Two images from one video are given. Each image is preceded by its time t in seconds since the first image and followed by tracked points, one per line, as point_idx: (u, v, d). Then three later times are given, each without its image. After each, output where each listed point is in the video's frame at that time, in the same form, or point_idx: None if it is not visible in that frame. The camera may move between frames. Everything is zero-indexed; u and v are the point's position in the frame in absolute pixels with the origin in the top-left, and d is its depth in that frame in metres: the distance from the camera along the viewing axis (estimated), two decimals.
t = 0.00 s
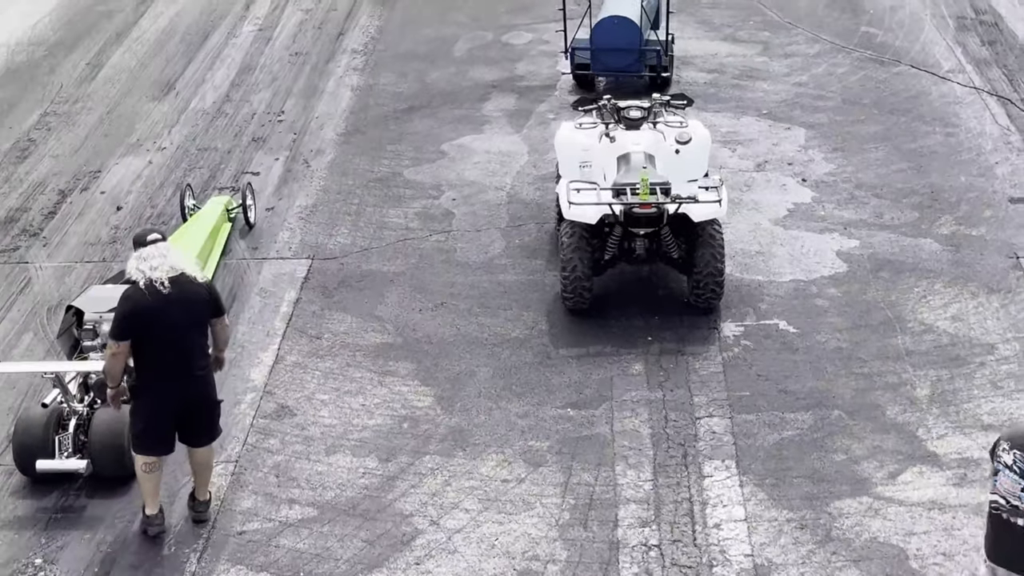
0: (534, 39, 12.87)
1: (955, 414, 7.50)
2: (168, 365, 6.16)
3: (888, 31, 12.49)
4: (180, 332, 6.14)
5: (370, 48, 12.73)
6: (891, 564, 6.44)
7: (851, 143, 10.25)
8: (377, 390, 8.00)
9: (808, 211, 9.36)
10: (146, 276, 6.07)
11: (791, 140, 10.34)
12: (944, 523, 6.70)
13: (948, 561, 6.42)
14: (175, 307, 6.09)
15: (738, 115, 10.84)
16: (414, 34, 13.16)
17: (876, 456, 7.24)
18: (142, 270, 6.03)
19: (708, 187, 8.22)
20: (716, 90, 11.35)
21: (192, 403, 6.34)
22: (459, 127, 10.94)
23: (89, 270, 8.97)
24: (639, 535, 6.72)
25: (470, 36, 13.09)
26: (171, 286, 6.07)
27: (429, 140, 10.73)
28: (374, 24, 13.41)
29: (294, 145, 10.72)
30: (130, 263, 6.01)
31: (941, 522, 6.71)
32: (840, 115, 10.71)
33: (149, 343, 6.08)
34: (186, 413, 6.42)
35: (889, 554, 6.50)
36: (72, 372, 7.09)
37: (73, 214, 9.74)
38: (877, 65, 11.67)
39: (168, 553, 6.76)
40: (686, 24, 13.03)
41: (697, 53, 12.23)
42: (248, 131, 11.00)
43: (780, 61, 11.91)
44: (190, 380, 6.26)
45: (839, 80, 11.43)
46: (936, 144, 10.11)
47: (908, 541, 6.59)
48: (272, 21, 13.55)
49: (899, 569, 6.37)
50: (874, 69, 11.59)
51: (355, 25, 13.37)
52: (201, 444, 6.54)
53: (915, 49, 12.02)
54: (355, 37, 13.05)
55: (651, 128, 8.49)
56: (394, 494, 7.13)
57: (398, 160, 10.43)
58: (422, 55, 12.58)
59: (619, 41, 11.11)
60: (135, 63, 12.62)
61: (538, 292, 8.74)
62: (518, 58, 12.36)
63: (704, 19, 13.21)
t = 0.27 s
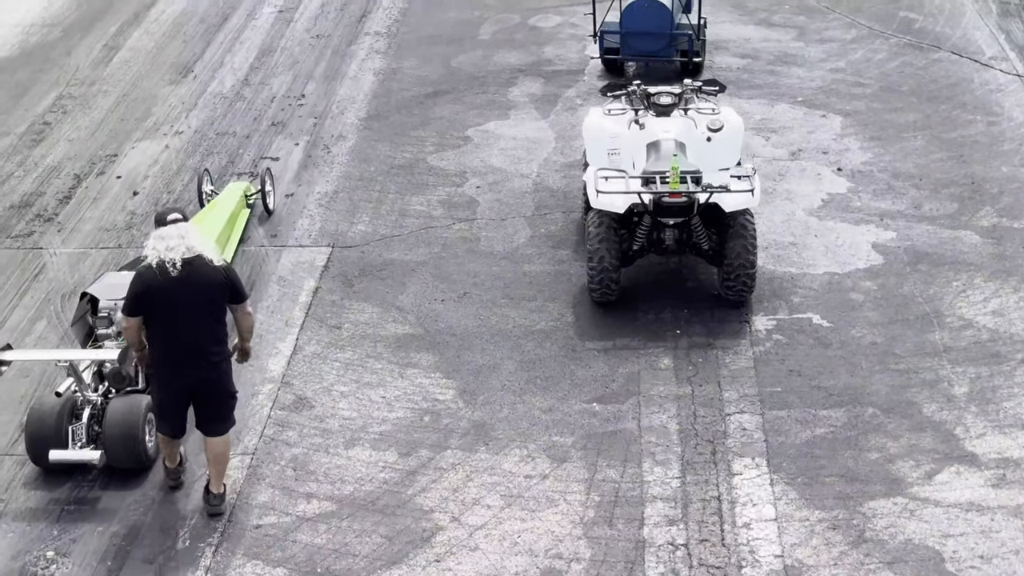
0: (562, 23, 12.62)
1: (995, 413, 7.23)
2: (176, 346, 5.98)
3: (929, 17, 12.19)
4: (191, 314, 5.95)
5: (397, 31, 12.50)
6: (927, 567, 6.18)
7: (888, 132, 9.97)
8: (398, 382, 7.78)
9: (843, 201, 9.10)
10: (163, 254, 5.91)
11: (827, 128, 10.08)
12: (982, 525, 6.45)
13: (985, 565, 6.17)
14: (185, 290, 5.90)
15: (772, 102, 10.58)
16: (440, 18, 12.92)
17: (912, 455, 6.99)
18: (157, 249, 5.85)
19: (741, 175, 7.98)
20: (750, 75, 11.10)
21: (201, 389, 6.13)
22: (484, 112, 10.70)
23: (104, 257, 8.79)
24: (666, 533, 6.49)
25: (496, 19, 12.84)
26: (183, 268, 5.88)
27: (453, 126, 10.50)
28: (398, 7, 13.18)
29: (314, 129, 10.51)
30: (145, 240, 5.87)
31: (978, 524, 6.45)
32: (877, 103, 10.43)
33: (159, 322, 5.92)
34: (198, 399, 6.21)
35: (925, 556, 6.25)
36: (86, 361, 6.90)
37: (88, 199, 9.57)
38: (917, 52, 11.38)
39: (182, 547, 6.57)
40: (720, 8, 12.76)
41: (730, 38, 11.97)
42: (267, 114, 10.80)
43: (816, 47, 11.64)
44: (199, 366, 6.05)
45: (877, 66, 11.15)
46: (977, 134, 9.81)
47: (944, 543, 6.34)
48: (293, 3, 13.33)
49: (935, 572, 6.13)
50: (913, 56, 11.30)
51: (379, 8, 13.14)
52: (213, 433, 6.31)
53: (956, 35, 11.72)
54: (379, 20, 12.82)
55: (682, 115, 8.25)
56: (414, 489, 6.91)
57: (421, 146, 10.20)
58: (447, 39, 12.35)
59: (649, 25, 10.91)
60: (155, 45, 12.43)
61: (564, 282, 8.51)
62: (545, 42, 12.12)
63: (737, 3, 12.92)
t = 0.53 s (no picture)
0: (586, 18, 12.60)
1: (1019, 414, 7.19)
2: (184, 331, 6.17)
3: (955, 14, 12.12)
4: (197, 301, 6.10)
5: (420, 25, 12.50)
6: (949, 568, 6.15)
7: (914, 129, 9.92)
8: (419, 376, 7.79)
9: (867, 199, 9.06)
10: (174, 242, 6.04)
11: (853, 126, 10.03)
12: (1005, 526, 6.40)
13: (1007, 566, 6.13)
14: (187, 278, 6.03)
15: (796, 99, 10.54)
16: (464, 12, 12.90)
17: (935, 454, 6.95)
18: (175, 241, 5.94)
19: (765, 172, 7.94)
20: (775, 72, 11.07)
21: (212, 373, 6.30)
22: (507, 107, 10.69)
23: (127, 249, 8.82)
24: (686, 531, 6.47)
25: (519, 14, 12.83)
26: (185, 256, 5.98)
27: (476, 121, 10.49)
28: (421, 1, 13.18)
29: (337, 123, 10.52)
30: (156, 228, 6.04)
31: (1001, 525, 6.41)
32: (903, 101, 10.38)
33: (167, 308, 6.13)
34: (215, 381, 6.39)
35: (946, 557, 6.21)
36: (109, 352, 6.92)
37: (111, 191, 9.60)
38: (943, 50, 11.31)
39: (201, 539, 6.59)
40: (744, 4, 12.72)
41: (754, 34, 11.93)
42: (290, 108, 10.81)
43: (842, 43, 11.59)
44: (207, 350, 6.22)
45: (904, 63, 11.10)
46: (1003, 132, 9.75)
47: (966, 544, 6.30)
48: None
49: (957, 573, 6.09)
50: (940, 53, 11.24)
51: (402, 2, 13.14)
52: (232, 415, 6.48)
53: (983, 33, 11.64)
54: (403, 14, 12.82)
55: (706, 111, 8.22)
56: (434, 484, 6.91)
57: (443, 141, 10.20)
58: (470, 33, 12.34)
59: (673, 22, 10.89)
60: (179, 38, 12.46)
61: (585, 278, 8.49)
62: (569, 37, 12.10)
63: None
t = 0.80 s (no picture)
0: (600, 17, 12.59)
1: None
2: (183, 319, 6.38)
3: (970, 15, 12.09)
4: (192, 289, 6.27)
5: (434, 24, 12.50)
6: (961, 569, 6.13)
7: (929, 130, 9.89)
8: (432, 374, 7.79)
9: (882, 200, 9.04)
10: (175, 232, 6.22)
11: (868, 126, 10.02)
12: (1018, 528, 6.39)
13: (1020, 568, 6.11)
14: (179, 268, 6.20)
15: (810, 99, 10.52)
16: (478, 11, 12.90)
17: (948, 456, 6.94)
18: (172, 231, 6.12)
19: (778, 172, 7.94)
20: (789, 72, 11.05)
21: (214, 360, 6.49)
22: (521, 106, 10.69)
23: (141, 245, 8.84)
24: (698, 530, 6.47)
25: (533, 12, 12.82)
26: (177, 247, 6.14)
27: (489, 119, 10.49)
28: None
29: (350, 121, 10.52)
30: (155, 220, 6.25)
31: (1014, 527, 6.40)
32: (917, 101, 10.35)
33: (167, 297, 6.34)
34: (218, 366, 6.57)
35: (958, 558, 6.20)
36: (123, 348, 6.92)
37: (125, 188, 9.63)
38: (958, 50, 11.28)
39: (214, 535, 6.60)
40: (759, 4, 12.70)
41: (768, 34, 11.92)
42: (304, 105, 10.82)
43: (856, 43, 11.57)
44: (205, 336, 6.40)
45: (919, 64, 11.07)
46: (1018, 133, 9.72)
47: (979, 546, 6.29)
48: None
49: None
50: (955, 54, 11.20)
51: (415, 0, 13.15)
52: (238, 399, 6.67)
53: (999, 33, 11.60)
54: (416, 12, 12.83)
55: (720, 111, 8.20)
56: (446, 482, 6.92)
57: (456, 139, 10.21)
58: (484, 32, 12.35)
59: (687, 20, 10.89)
60: (193, 35, 12.48)
61: (597, 277, 8.49)
62: (583, 36, 12.09)
63: None
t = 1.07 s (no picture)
0: (591, 20, 12.60)
1: None
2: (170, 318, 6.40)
3: (960, 18, 12.12)
4: (178, 289, 6.31)
5: (425, 27, 12.51)
6: (952, 571, 6.15)
7: (919, 133, 9.92)
8: (423, 377, 7.79)
9: (872, 203, 9.06)
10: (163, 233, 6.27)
11: (858, 129, 10.04)
12: (1008, 530, 6.40)
13: (1011, 569, 6.13)
14: (164, 267, 6.23)
15: (800, 102, 10.54)
16: (469, 14, 12.91)
17: (938, 458, 6.95)
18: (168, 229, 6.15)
19: (769, 175, 7.97)
20: (779, 75, 11.07)
21: (201, 359, 6.49)
22: (512, 109, 10.70)
23: (132, 249, 8.82)
24: (690, 533, 6.48)
25: (524, 16, 12.83)
26: (162, 247, 6.18)
27: (479, 123, 10.50)
28: (426, 2, 13.19)
29: (341, 124, 10.52)
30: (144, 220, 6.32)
31: (1004, 529, 6.41)
32: (908, 105, 10.38)
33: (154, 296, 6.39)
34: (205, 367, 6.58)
35: (949, 560, 6.21)
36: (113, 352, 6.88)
37: (115, 192, 9.61)
38: (948, 53, 11.32)
39: (205, 539, 6.58)
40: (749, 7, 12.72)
41: (759, 37, 11.94)
42: (295, 109, 10.82)
43: (847, 46, 11.60)
44: (191, 337, 6.42)
45: (909, 67, 11.10)
46: (1007, 136, 9.74)
47: (970, 547, 6.30)
48: None
49: None
50: (945, 57, 11.24)
51: (406, 3, 13.15)
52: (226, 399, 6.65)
53: (988, 37, 11.64)
54: (407, 15, 12.83)
55: (711, 113, 8.21)
56: (438, 485, 6.91)
57: (447, 142, 10.21)
58: (475, 36, 12.35)
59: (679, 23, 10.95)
60: (183, 39, 12.46)
61: (589, 281, 8.49)
62: (574, 40, 12.10)
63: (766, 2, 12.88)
